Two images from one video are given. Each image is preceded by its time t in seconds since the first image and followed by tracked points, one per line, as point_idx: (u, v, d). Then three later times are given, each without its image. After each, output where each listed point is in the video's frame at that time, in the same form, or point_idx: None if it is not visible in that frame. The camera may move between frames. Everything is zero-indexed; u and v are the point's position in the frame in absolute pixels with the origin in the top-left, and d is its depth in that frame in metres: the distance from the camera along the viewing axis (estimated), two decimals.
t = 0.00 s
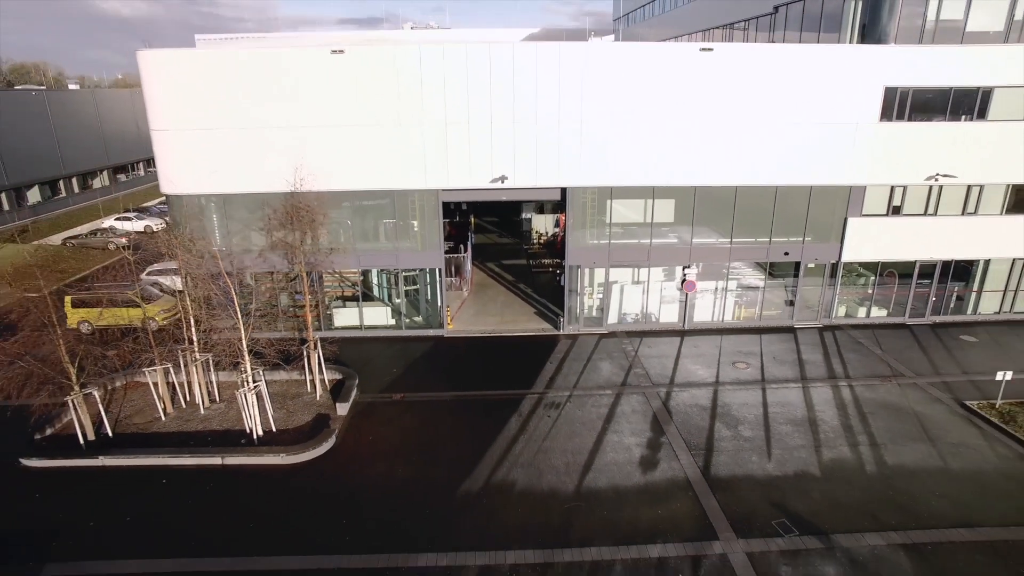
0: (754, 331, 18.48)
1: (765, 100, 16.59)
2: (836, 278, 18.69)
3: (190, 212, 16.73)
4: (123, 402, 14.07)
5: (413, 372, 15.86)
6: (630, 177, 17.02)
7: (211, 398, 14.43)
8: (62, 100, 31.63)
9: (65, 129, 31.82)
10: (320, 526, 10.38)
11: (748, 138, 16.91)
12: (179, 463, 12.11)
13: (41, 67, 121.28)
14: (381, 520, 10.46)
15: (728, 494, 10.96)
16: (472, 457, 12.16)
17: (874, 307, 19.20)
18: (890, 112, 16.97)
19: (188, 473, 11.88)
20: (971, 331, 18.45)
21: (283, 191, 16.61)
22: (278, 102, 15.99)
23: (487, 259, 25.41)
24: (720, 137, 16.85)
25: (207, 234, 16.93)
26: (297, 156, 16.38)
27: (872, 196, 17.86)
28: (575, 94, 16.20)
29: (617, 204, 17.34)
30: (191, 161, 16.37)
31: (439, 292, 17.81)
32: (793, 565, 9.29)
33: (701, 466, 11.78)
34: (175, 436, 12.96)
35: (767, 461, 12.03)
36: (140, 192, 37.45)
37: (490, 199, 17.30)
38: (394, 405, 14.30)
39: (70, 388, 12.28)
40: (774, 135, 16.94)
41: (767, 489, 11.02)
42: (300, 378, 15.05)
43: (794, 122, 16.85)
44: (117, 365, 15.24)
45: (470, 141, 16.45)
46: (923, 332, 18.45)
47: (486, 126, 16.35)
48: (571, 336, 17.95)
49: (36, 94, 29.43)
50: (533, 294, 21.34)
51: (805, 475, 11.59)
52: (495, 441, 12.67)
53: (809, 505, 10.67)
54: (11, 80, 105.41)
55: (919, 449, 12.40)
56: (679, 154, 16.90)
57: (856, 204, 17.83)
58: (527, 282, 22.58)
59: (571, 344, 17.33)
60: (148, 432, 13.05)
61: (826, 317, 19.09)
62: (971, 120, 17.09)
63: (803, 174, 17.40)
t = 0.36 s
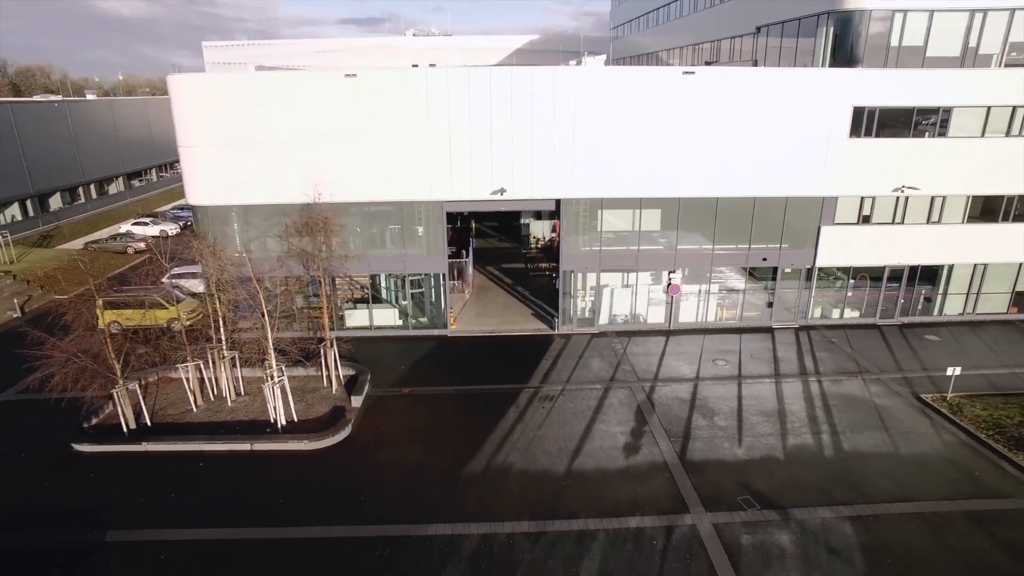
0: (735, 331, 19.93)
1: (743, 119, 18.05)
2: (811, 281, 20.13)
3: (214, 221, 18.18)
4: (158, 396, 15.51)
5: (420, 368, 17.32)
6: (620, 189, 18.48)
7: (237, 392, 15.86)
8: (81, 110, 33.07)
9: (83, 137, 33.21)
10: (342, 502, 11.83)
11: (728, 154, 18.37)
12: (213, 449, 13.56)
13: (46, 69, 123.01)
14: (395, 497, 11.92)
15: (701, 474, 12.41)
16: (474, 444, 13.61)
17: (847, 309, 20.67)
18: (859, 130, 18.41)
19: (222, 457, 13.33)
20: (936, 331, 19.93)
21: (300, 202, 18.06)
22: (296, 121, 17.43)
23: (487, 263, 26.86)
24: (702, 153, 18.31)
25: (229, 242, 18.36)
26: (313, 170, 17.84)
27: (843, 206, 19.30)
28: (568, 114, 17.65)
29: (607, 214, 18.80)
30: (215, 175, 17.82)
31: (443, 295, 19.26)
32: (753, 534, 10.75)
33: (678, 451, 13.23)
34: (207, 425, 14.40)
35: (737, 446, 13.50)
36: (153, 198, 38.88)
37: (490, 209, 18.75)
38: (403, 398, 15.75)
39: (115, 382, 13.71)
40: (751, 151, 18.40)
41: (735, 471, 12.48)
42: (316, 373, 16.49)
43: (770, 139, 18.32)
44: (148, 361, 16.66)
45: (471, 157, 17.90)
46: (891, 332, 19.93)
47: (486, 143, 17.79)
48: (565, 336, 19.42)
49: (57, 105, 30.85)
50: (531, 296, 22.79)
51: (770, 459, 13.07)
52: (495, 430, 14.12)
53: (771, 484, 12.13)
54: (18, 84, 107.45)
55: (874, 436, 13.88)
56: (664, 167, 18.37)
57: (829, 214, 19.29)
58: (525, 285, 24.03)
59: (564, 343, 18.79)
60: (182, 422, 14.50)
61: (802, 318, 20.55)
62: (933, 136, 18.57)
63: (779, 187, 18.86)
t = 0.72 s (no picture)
0: (717, 331, 21.44)
1: (723, 136, 19.55)
2: (788, 284, 21.60)
3: (235, 229, 19.71)
4: (186, 390, 16.99)
5: (425, 365, 18.82)
6: (609, 200, 19.98)
7: (258, 387, 17.33)
8: (99, 119, 34.58)
9: (102, 146, 34.74)
10: (357, 482, 13.33)
11: (710, 167, 19.86)
12: (239, 437, 15.05)
13: (50, 72, 125.03)
14: (405, 478, 13.41)
15: (677, 458, 13.91)
16: (474, 433, 15.11)
17: (822, 310, 22.19)
18: (830, 144, 19.93)
19: (248, 445, 14.82)
20: (904, 331, 21.46)
21: (314, 212, 19.57)
22: (311, 138, 18.91)
23: (487, 267, 28.38)
24: (686, 165, 19.79)
25: (248, 248, 19.85)
26: (326, 183, 19.34)
27: (817, 215, 20.80)
28: (561, 131, 19.14)
29: (598, 223, 20.31)
30: (235, 187, 19.28)
31: (445, 297, 20.74)
32: (719, 509, 12.25)
33: (659, 438, 14.73)
34: (232, 415, 15.89)
35: (712, 434, 15.00)
36: (166, 202, 40.39)
37: (490, 219, 20.24)
38: (410, 392, 17.24)
39: (152, 376, 15.22)
40: (731, 164, 19.90)
41: (708, 455, 13.98)
42: (330, 370, 17.98)
43: (748, 154, 19.83)
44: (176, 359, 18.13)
45: (472, 170, 19.40)
46: (862, 332, 21.44)
47: (486, 157, 19.29)
48: (559, 335, 20.93)
49: (78, 116, 32.35)
50: (528, 298, 24.29)
51: (740, 445, 14.57)
52: (494, 420, 15.63)
53: (740, 466, 13.61)
54: (23, 87, 109.53)
55: (836, 426, 15.38)
56: (650, 179, 19.87)
57: (803, 222, 20.79)
58: (522, 288, 25.53)
59: (558, 342, 20.31)
60: (210, 413, 15.99)
61: (780, 318, 22.04)
62: (898, 151, 20.10)
63: (757, 198, 20.36)
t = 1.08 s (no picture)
0: (700, 330, 23.00)
1: (705, 149, 21.10)
2: (767, 286, 23.14)
3: (252, 236, 21.26)
4: (210, 385, 18.55)
5: (429, 361, 20.37)
6: (599, 209, 21.52)
7: (276, 382, 18.88)
8: (116, 128, 36.13)
9: (119, 153, 36.29)
10: (370, 466, 14.86)
11: (693, 178, 21.39)
12: (261, 426, 16.59)
13: (55, 75, 126.81)
14: (413, 462, 14.97)
15: (657, 444, 15.44)
16: (475, 423, 16.66)
17: (799, 311, 23.76)
18: (805, 158, 21.49)
19: (269, 433, 16.38)
20: (875, 330, 23.04)
21: (326, 221, 21.11)
22: (323, 152, 20.43)
23: (487, 269, 29.96)
24: (671, 177, 21.32)
25: (265, 254, 21.40)
26: (337, 193, 20.87)
27: (794, 222, 22.34)
28: (555, 146, 20.69)
29: (589, 230, 21.86)
30: (252, 197, 20.78)
31: (447, 299, 22.28)
32: (692, 488, 13.78)
33: (642, 427, 16.27)
34: (254, 407, 17.44)
35: (690, 423, 16.54)
36: (178, 206, 41.96)
37: (489, 226, 21.78)
38: (415, 386, 18.79)
39: (181, 371, 16.75)
40: (713, 175, 21.44)
41: (685, 442, 15.51)
42: (342, 366, 19.53)
43: (729, 166, 21.37)
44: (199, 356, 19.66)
45: (472, 180, 20.92)
46: (836, 331, 23.01)
47: (485, 169, 20.82)
48: (553, 334, 22.47)
49: (96, 125, 33.90)
50: (525, 299, 25.84)
51: (715, 433, 16.11)
52: (492, 411, 17.18)
53: (713, 452, 15.14)
54: (28, 90, 111.22)
55: (804, 417, 16.92)
56: (637, 189, 21.40)
57: (781, 229, 22.34)
58: (520, 289, 27.09)
59: (552, 341, 21.87)
60: (233, 405, 17.54)
61: (760, 318, 23.58)
62: (868, 163, 21.67)
63: (738, 207, 21.90)
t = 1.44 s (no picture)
0: (685, 330, 24.60)
1: (689, 161, 22.68)
2: (748, 288, 24.74)
3: (267, 242, 22.83)
4: (231, 380, 20.13)
5: (432, 359, 21.96)
6: (590, 217, 23.12)
7: (291, 377, 20.46)
8: (131, 136, 37.66)
9: (133, 161, 37.80)
10: (380, 452, 16.45)
11: (677, 188, 22.98)
12: (280, 417, 18.17)
13: (59, 78, 128.41)
14: (419, 448, 16.55)
15: (640, 433, 17.03)
16: (475, 414, 18.25)
17: (779, 312, 25.36)
18: (782, 169, 23.10)
19: (288, 423, 17.96)
20: (849, 329, 24.66)
21: (336, 228, 22.69)
22: (333, 164, 21.99)
23: (486, 272, 31.55)
24: (657, 187, 22.91)
25: (279, 259, 22.98)
26: (347, 202, 22.45)
27: (772, 229, 23.94)
28: (549, 158, 22.29)
29: (581, 236, 23.46)
30: (267, 206, 22.34)
31: (449, 300, 23.86)
32: (669, 471, 15.36)
33: (627, 418, 17.86)
34: (272, 400, 19.02)
35: (671, 414, 18.14)
36: (188, 210, 43.50)
37: (488, 233, 23.36)
38: (420, 381, 20.38)
39: (207, 367, 18.34)
40: (696, 185, 23.02)
41: (666, 431, 17.10)
42: (352, 363, 21.11)
43: (711, 177, 22.95)
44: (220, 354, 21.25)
45: (472, 190, 22.50)
46: (812, 330, 24.62)
47: (484, 180, 22.40)
48: (548, 333, 24.07)
49: (113, 134, 35.43)
50: (522, 301, 27.46)
51: (693, 423, 17.70)
52: (491, 404, 18.77)
53: (690, 440, 16.73)
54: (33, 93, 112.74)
55: (775, 408, 18.53)
56: (626, 198, 22.98)
57: (760, 235, 23.93)
58: (517, 291, 28.69)
59: (547, 340, 23.46)
60: (253, 398, 19.12)
61: (742, 318, 25.17)
62: (841, 174, 23.27)
63: (719, 215, 23.48)
